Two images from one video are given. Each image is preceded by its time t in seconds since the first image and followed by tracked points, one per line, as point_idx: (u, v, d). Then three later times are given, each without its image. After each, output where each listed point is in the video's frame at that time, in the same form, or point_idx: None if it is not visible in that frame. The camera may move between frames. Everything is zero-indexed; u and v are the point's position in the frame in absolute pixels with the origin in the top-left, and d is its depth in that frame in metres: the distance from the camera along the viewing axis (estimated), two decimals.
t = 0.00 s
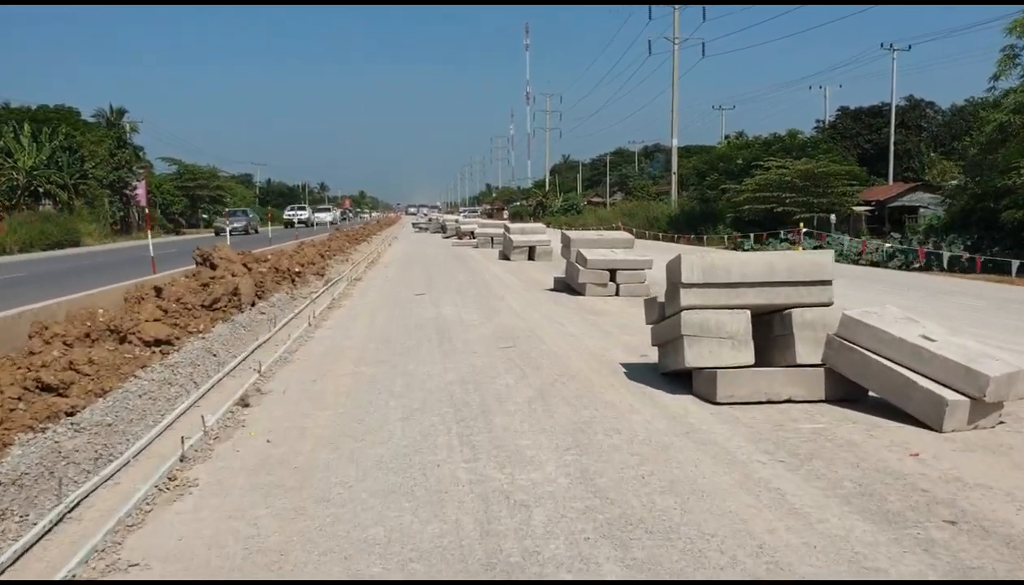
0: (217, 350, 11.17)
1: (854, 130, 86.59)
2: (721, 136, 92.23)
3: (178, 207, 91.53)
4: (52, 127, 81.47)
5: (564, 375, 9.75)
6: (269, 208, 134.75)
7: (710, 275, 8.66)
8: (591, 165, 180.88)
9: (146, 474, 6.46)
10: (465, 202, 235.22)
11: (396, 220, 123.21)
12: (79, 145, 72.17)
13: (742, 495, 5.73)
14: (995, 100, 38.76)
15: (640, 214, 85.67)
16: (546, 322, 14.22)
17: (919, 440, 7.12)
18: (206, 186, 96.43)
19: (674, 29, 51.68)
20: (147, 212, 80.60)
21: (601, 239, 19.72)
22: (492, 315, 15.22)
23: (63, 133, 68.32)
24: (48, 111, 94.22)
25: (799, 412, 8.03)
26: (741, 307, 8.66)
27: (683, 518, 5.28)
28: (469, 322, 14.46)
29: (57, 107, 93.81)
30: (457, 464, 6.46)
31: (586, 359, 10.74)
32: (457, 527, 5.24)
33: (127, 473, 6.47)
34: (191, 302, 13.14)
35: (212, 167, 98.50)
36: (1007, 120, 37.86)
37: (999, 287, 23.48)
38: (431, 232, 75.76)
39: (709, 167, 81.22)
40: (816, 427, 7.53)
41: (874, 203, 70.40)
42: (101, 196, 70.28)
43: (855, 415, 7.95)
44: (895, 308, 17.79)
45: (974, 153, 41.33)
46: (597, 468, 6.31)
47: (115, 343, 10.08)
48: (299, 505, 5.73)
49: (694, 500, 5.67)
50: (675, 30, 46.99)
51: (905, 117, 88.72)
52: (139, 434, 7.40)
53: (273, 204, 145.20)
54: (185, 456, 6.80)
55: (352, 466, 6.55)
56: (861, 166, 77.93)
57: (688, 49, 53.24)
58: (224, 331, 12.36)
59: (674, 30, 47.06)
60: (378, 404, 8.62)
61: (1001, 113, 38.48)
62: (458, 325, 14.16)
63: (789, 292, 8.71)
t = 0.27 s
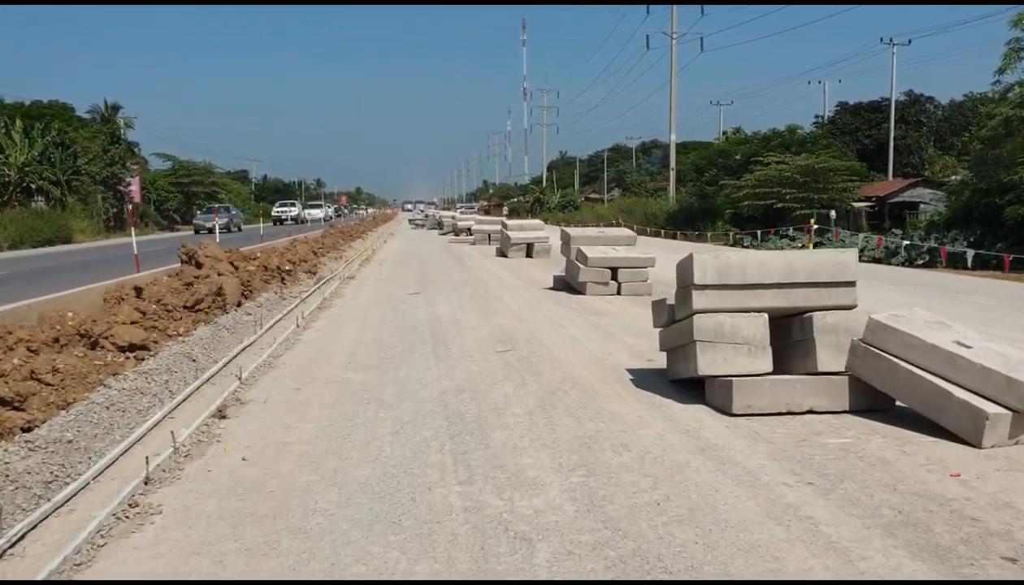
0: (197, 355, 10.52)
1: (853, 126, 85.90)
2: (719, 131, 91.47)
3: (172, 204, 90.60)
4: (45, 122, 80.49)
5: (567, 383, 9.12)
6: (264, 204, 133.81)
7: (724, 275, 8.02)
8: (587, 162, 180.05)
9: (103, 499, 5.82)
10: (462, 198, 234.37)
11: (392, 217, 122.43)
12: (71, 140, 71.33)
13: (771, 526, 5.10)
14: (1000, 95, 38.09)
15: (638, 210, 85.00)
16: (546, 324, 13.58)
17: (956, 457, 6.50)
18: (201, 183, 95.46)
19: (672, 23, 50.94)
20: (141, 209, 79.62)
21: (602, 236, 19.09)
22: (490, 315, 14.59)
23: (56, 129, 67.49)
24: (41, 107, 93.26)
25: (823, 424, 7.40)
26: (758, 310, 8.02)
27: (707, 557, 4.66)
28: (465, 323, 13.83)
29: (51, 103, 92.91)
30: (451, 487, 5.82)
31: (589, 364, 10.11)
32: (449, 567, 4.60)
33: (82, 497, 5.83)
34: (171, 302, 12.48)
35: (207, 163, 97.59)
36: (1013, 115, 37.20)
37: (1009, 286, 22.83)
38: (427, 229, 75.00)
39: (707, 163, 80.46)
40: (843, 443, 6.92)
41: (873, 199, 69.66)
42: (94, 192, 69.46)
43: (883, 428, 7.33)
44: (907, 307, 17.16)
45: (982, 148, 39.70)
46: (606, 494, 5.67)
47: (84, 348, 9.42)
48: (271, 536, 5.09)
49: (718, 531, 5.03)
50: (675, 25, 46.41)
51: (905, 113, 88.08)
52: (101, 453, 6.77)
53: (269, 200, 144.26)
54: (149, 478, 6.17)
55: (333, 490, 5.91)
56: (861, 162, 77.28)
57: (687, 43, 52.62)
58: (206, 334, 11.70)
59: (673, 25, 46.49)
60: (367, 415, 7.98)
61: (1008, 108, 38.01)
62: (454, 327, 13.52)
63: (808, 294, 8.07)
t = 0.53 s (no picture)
0: (172, 361, 9.87)
1: (850, 122, 85.21)
2: (715, 127, 90.74)
3: (164, 200, 89.64)
4: (34, 117, 79.51)
5: (569, 393, 8.50)
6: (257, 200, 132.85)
7: (739, 278, 7.35)
8: (582, 159, 179.29)
9: (49, 532, 5.19)
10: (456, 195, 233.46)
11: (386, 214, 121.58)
12: (61, 135, 70.39)
13: (804, 569, 4.48)
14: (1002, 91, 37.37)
15: (634, 207, 84.31)
16: (544, 326, 12.97)
17: (1000, 482, 5.89)
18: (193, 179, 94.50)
19: (669, 18, 50.26)
20: (132, 205, 78.69)
21: (600, 235, 18.18)
22: (485, 316, 13.98)
23: (46, 124, 66.42)
24: (32, 102, 92.29)
25: (849, 442, 6.79)
26: (775, 315, 7.40)
27: None
28: (459, 325, 13.20)
29: (42, 98, 91.95)
30: (441, 519, 5.20)
31: (591, 371, 9.49)
32: None
33: (27, 530, 5.20)
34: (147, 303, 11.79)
35: (200, 159, 96.65)
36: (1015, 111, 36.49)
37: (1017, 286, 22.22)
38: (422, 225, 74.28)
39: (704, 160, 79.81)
40: (874, 464, 6.32)
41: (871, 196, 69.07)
42: (85, 188, 68.50)
43: (913, 446, 6.72)
44: (917, 307, 16.53)
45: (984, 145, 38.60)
46: (616, 527, 5.05)
47: (48, 356, 8.77)
48: (237, 578, 4.47)
49: (745, 575, 4.41)
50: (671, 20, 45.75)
51: (902, 110, 87.47)
52: (55, 476, 6.13)
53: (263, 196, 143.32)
54: (104, 506, 5.53)
55: (311, 520, 5.29)
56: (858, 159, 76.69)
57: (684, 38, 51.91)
58: (182, 338, 11.02)
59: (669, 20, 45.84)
60: (352, 429, 7.35)
61: (1009, 104, 37.44)
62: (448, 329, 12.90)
63: (830, 296, 7.44)
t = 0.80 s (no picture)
0: (147, 370, 9.19)
1: (850, 120, 84.53)
2: (714, 125, 89.96)
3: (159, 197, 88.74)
4: (27, 113, 78.58)
5: (576, 406, 7.85)
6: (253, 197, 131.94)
7: (765, 285, 6.74)
8: (579, 156, 178.51)
9: None
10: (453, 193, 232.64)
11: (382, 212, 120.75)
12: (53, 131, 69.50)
13: None
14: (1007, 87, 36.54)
15: (632, 205, 83.62)
16: (545, 330, 12.30)
17: None
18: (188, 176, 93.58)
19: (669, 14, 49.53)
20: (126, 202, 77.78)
21: (603, 234, 17.28)
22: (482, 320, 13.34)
23: (38, 120, 65.50)
24: (26, 98, 91.37)
25: (886, 466, 6.15)
26: (803, 326, 6.78)
27: None
28: (456, 329, 12.55)
29: (36, 94, 91.01)
30: (435, 564, 4.54)
31: (598, 381, 8.84)
32: None
33: None
34: (125, 305, 11.11)
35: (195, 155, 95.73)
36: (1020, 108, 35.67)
37: None
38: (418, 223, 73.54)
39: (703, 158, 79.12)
40: (918, 491, 5.66)
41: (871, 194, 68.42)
42: (78, 185, 67.62)
43: (957, 470, 6.08)
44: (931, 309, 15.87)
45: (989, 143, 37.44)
46: (636, 573, 4.40)
47: (8, 367, 8.09)
48: None
49: None
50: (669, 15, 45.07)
51: (901, 107, 86.77)
52: None
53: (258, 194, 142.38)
54: (50, 546, 4.87)
55: (285, 563, 4.63)
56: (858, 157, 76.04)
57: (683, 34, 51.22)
58: (160, 344, 10.34)
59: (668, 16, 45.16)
60: (337, 450, 6.69)
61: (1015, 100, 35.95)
62: (443, 333, 12.24)
63: (862, 306, 6.81)
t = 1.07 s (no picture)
0: (123, 383, 8.50)
1: (852, 118, 83.83)
2: (714, 123, 89.22)
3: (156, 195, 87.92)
4: (22, 111, 77.73)
5: (589, 424, 7.18)
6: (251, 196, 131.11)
7: (801, 292, 6.08)
8: (579, 155, 177.72)
9: None
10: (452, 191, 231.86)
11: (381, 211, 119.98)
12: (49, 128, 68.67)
13: None
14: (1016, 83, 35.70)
15: (633, 203, 82.89)
16: (550, 336, 11.62)
17: None
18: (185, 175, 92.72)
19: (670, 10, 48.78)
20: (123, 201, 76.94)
21: (609, 235, 16.64)
22: (484, 325, 12.67)
23: (33, 117, 64.66)
24: (22, 96, 90.50)
25: (942, 497, 5.48)
26: (842, 338, 6.13)
27: None
28: (456, 335, 11.87)
29: (32, 92, 90.15)
30: None
31: (610, 395, 8.16)
32: None
33: None
34: (104, 310, 10.42)
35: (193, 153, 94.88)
36: None
37: None
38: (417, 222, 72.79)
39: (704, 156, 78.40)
40: (982, 529, 4.98)
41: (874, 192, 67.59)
42: (74, 183, 66.81)
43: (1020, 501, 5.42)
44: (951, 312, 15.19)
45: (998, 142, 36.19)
46: None
47: None
48: None
49: None
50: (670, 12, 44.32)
51: (904, 106, 85.99)
52: None
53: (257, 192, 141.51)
54: None
55: None
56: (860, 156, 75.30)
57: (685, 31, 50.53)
58: (141, 353, 9.65)
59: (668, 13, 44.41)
60: (326, 475, 6.01)
61: None
62: (442, 339, 11.57)
63: (909, 316, 6.14)
